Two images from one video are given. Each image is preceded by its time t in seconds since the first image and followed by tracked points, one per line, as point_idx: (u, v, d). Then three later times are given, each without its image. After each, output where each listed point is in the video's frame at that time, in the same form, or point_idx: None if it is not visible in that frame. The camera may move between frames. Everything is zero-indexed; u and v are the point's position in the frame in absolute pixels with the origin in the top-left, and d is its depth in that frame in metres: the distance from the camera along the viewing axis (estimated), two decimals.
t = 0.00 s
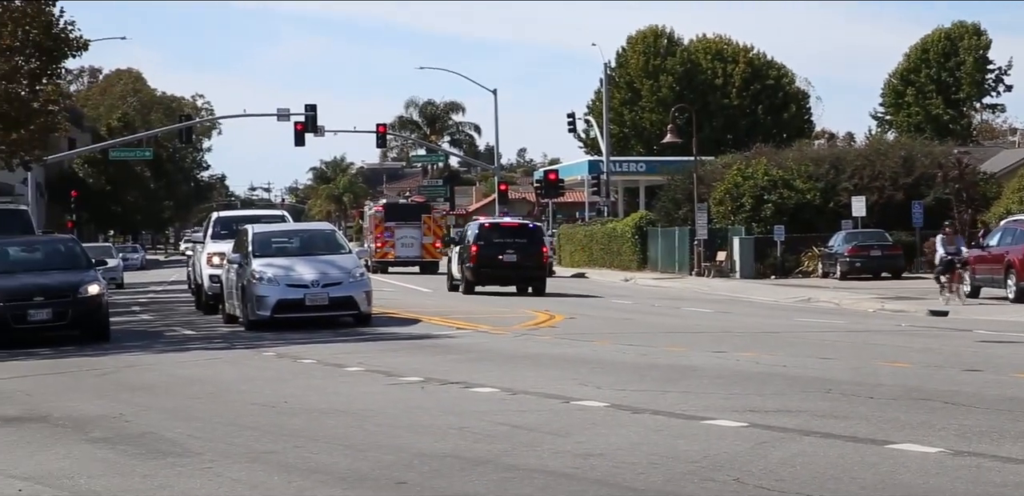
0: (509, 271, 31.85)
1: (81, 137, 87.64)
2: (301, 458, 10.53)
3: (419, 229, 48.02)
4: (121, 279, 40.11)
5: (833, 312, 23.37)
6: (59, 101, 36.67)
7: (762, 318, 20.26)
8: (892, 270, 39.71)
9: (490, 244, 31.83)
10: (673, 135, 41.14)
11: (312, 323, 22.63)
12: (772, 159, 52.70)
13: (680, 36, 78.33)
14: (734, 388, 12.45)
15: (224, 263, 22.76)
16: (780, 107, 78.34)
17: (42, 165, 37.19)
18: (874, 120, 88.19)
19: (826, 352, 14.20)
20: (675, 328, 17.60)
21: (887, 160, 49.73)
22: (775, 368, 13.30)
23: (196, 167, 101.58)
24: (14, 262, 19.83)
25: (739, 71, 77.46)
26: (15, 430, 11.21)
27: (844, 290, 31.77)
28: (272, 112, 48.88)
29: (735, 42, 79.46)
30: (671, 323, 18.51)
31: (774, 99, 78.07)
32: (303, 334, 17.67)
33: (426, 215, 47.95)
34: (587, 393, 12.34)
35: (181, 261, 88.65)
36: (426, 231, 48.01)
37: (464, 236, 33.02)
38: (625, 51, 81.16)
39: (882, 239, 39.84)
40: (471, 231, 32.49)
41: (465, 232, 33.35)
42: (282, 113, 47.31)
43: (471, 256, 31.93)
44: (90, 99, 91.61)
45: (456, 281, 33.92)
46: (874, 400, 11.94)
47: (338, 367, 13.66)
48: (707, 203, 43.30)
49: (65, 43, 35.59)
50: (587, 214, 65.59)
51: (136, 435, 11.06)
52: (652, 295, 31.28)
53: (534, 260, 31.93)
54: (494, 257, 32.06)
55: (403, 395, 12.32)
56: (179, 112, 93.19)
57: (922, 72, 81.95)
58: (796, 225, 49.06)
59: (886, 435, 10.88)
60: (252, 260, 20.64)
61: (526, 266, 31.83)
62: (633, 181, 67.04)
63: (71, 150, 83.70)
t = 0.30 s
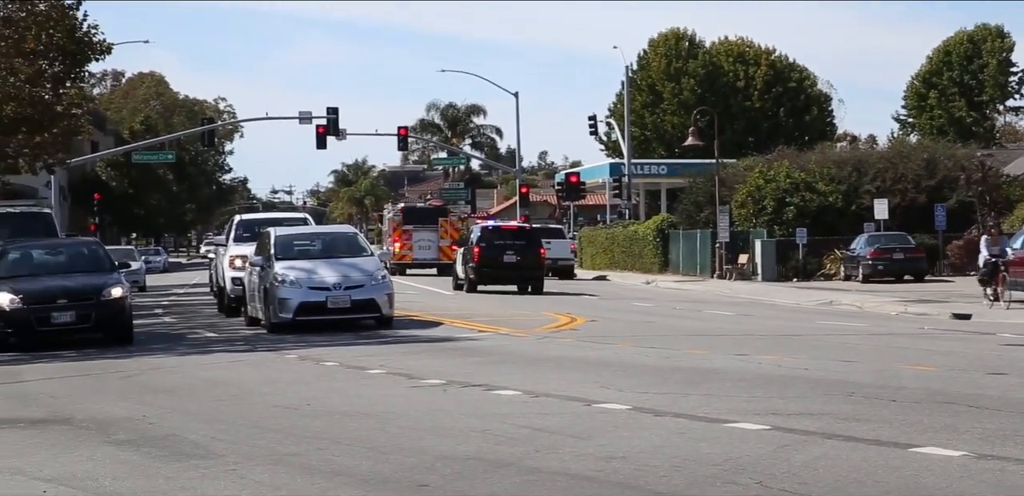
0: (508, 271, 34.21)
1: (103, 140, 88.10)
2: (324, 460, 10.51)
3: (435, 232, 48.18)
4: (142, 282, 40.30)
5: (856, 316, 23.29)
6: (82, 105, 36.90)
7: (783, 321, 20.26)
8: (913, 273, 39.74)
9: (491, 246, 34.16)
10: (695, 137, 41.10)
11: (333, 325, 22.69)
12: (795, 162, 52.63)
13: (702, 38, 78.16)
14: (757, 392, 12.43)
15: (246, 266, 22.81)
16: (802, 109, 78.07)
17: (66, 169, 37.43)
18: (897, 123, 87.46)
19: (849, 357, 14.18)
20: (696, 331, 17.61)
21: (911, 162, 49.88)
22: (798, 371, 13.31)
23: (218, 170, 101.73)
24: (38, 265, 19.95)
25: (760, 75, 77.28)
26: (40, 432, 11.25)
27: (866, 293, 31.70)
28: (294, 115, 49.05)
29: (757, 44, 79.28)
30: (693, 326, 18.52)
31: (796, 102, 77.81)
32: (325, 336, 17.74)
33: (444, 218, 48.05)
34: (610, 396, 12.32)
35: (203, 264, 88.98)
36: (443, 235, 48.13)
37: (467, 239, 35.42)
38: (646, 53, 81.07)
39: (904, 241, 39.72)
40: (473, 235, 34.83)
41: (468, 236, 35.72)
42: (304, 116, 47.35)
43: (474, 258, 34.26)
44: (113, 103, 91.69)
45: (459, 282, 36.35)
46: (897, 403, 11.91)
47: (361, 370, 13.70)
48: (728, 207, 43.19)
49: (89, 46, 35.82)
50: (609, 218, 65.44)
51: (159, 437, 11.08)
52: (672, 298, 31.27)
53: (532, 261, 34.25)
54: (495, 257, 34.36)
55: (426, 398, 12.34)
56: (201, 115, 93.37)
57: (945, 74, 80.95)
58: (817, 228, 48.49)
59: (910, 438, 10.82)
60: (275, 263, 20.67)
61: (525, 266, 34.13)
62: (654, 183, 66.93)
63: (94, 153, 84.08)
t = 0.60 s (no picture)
0: (504, 269, 36.44)
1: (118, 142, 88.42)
2: (339, 460, 10.49)
3: (445, 233, 48.26)
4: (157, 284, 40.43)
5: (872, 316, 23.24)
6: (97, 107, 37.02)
7: (797, 321, 20.26)
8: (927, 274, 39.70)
9: (488, 246, 36.39)
10: (709, 138, 41.07)
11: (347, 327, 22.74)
12: (810, 162, 52.57)
13: (715, 38, 78.12)
14: (772, 392, 12.43)
15: (260, 267, 22.86)
16: (817, 110, 77.94)
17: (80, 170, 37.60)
18: (912, 123, 86.76)
19: (865, 357, 14.18)
20: (710, 330, 17.62)
21: (926, 163, 49.78)
22: (813, 371, 13.32)
23: (232, 172, 101.91)
24: (53, 266, 20.00)
25: (774, 76, 77.16)
26: (56, 432, 11.28)
27: (880, 293, 31.63)
28: (307, 117, 49.13)
29: (772, 45, 79.23)
30: (707, 327, 18.52)
31: (811, 102, 77.66)
32: (338, 337, 17.75)
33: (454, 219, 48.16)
34: (625, 396, 12.33)
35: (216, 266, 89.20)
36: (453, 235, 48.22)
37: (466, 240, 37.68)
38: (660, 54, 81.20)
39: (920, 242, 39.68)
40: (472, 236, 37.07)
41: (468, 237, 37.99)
42: (318, 117, 47.39)
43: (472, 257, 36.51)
44: (128, 105, 92.32)
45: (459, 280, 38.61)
46: (912, 403, 11.89)
47: (376, 370, 13.73)
48: (742, 207, 43.23)
49: (103, 48, 35.96)
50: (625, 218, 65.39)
51: (174, 438, 11.10)
52: (686, 298, 31.24)
53: (527, 259, 36.43)
54: (492, 257, 36.58)
55: (441, 398, 12.35)
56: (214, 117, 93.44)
57: (960, 74, 78.57)
58: (832, 228, 48.30)
59: (925, 439, 10.77)
60: (289, 264, 20.72)
61: (520, 264, 36.33)
62: (668, 183, 66.82)
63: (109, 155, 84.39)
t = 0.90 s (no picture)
0: (503, 265, 37.83)
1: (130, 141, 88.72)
2: (354, 457, 10.47)
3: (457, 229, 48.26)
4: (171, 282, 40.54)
5: (888, 313, 23.17)
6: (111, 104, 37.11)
7: (810, 319, 20.24)
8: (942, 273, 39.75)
9: (487, 243, 37.76)
10: (723, 136, 40.98)
11: (361, 325, 22.76)
12: (824, 160, 52.58)
13: (729, 36, 78.03)
14: (787, 389, 12.44)
15: (274, 265, 22.89)
16: (831, 108, 77.77)
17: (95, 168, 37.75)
18: (927, 121, 86.04)
19: (879, 355, 14.17)
20: (723, 328, 17.63)
21: (940, 162, 49.68)
22: (828, 369, 13.33)
23: (244, 170, 102.18)
24: (68, 264, 20.02)
25: (788, 74, 76.93)
26: (72, 429, 11.29)
27: (896, 291, 31.55)
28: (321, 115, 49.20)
29: (786, 43, 79.06)
30: (721, 324, 18.53)
31: (824, 100, 77.47)
32: (352, 335, 17.77)
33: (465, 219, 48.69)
34: (639, 394, 12.33)
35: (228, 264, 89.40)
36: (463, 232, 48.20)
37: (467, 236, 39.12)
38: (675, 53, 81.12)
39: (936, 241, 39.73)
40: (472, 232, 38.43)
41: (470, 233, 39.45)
42: (332, 115, 47.43)
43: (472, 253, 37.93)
44: (141, 102, 91.67)
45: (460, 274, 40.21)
46: (928, 401, 11.90)
47: (390, 368, 13.77)
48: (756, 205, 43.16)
49: (118, 46, 36.11)
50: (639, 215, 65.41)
51: (190, 434, 11.11)
52: (700, 296, 31.22)
53: (524, 255, 37.76)
54: (491, 252, 37.94)
55: (456, 396, 12.36)
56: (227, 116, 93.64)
57: (975, 72, 77.03)
58: (846, 226, 48.28)
59: (940, 437, 10.76)
60: (303, 262, 20.74)
61: (517, 260, 37.68)
62: (682, 181, 66.75)
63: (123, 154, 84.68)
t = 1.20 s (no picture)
0: (499, 259, 40.59)
1: (140, 137, 88.97)
2: (363, 454, 10.48)
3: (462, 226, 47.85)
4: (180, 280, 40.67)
5: (897, 307, 23.17)
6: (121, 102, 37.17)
7: (818, 314, 20.25)
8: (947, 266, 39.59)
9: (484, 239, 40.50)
10: (730, 131, 40.96)
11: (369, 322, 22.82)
12: (832, 155, 52.63)
13: (737, 31, 78.03)
14: (796, 384, 12.44)
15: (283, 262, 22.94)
16: (839, 102, 77.64)
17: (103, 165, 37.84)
18: (937, 115, 84.72)
19: (888, 349, 14.17)
20: (731, 323, 17.65)
21: (948, 155, 49.34)
22: (837, 363, 13.33)
23: (254, 166, 102.44)
24: (77, 262, 20.07)
25: (796, 69, 76.92)
26: (81, 426, 11.33)
27: (905, 286, 31.56)
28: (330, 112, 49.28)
29: (793, 37, 78.87)
30: (730, 319, 18.55)
31: (833, 94, 77.34)
32: (361, 331, 17.80)
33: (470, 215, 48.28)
34: (648, 390, 12.34)
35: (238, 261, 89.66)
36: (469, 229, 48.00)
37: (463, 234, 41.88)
38: (682, 48, 80.74)
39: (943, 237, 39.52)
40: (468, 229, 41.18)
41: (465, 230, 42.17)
42: (340, 112, 47.48)
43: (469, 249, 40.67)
44: (151, 100, 91.88)
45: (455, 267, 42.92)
46: (937, 395, 11.88)
47: (398, 363, 13.80)
48: (764, 200, 43.13)
49: (125, 44, 36.19)
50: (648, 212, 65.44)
51: (199, 431, 11.13)
52: (708, 291, 31.26)
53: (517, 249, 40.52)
54: (487, 248, 40.63)
55: (464, 392, 12.37)
56: (236, 112, 93.84)
57: (983, 66, 76.83)
58: (854, 221, 48.24)
59: (950, 431, 10.72)
60: (311, 258, 20.79)
61: (512, 255, 40.47)
62: (690, 177, 66.78)
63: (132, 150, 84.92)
